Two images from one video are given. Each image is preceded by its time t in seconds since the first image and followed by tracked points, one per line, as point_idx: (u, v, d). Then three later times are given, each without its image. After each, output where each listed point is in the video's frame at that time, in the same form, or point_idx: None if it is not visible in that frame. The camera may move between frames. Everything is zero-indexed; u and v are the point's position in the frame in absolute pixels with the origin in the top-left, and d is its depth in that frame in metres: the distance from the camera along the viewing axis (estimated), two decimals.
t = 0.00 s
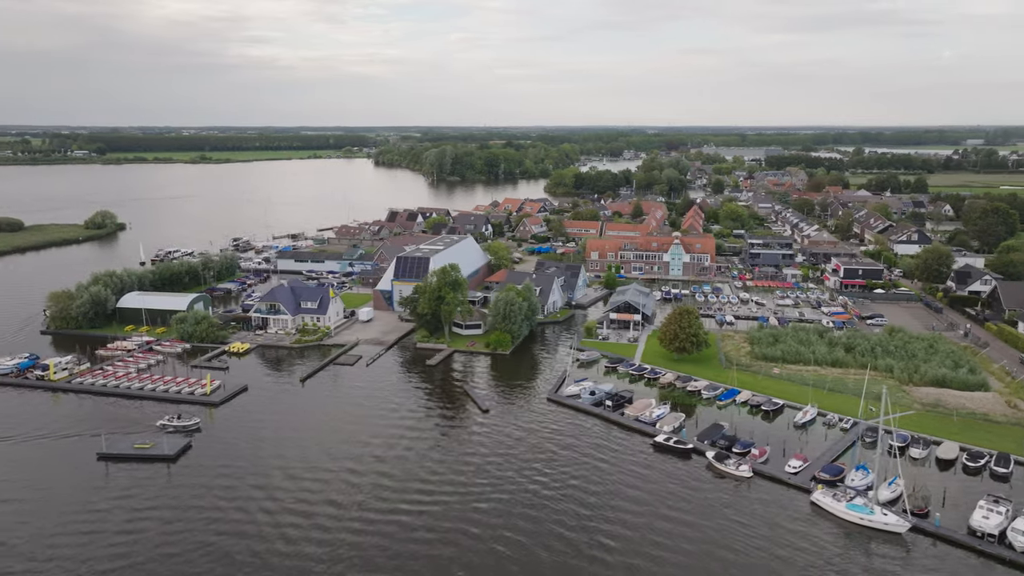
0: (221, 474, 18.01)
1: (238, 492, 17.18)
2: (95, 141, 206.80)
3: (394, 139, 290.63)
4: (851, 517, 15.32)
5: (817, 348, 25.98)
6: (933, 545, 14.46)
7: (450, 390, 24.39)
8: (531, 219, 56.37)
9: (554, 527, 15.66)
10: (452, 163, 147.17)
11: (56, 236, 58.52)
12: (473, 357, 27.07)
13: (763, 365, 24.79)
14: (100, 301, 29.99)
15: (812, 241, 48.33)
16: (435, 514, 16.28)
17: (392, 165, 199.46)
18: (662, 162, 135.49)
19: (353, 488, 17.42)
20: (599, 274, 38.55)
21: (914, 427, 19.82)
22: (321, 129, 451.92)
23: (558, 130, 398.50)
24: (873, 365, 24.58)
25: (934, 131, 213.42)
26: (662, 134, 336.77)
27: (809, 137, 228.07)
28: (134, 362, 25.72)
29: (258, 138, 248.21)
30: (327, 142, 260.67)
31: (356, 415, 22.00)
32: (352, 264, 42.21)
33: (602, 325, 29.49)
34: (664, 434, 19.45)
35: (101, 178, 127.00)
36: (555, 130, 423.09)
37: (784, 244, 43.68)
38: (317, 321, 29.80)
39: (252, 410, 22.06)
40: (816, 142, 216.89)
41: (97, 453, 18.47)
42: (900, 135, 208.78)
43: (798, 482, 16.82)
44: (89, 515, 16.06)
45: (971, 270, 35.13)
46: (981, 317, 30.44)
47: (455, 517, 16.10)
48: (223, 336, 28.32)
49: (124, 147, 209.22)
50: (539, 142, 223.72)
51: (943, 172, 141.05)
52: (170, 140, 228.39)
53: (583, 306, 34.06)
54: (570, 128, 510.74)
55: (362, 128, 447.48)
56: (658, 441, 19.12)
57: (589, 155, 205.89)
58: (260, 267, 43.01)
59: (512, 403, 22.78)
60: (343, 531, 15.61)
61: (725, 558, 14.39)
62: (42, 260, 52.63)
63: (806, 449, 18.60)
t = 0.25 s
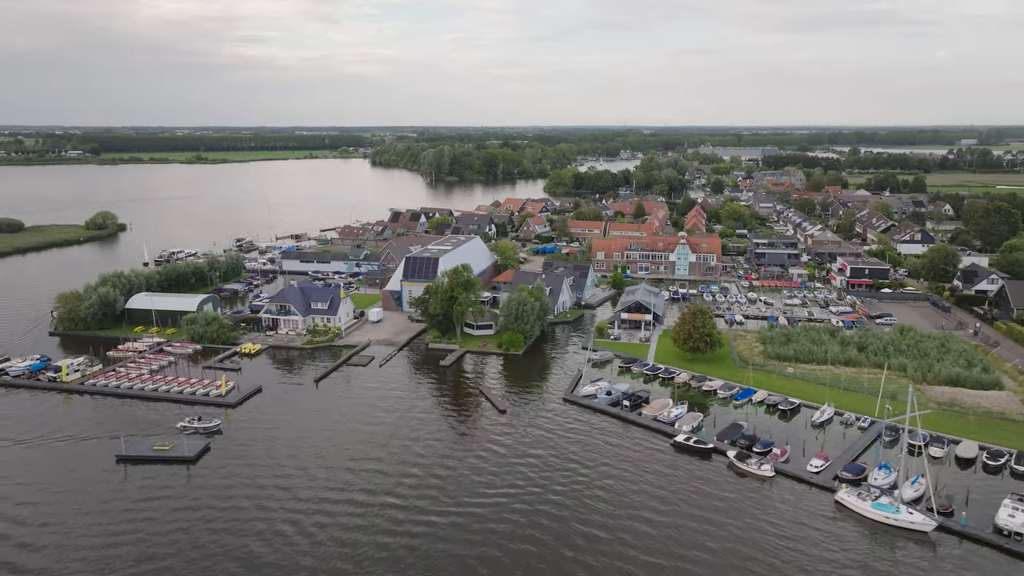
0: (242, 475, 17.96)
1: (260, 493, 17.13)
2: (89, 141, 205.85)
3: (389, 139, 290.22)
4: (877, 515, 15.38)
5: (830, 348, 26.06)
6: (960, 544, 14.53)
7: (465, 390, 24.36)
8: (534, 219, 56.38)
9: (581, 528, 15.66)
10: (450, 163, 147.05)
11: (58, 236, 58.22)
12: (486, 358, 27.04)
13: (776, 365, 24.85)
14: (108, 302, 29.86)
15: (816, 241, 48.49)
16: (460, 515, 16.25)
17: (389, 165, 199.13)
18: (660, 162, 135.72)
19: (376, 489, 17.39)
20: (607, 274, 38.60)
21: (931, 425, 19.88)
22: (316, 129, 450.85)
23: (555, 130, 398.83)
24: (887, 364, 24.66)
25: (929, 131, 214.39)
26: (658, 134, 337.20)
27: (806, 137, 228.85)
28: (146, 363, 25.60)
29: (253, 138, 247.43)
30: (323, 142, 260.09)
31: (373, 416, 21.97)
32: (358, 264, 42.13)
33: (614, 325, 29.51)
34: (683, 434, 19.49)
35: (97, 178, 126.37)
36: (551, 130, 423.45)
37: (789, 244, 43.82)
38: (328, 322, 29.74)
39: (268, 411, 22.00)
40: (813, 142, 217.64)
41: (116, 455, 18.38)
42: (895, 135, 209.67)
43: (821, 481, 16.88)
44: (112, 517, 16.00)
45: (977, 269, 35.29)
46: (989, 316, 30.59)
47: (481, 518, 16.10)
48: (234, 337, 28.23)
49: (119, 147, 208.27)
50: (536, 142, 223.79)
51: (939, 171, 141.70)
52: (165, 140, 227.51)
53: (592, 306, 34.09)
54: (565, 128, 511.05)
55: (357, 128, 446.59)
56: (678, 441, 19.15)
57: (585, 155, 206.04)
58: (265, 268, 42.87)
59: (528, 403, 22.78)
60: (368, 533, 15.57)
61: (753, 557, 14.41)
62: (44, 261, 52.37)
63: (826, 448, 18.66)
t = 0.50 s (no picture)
0: (266, 477, 17.88)
1: (286, 495, 17.05)
2: (82, 142, 204.68)
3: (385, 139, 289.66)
4: (906, 514, 15.45)
5: (844, 347, 26.14)
6: (990, 542, 14.63)
7: (481, 391, 24.34)
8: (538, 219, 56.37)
9: (611, 529, 15.66)
10: (447, 163, 146.82)
11: (58, 237, 57.89)
12: (500, 358, 27.00)
13: (791, 364, 24.93)
14: (119, 303, 29.71)
15: (820, 240, 48.63)
16: (489, 517, 16.22)
17: (385, 165, 198.67)
18: (658, 161, 135.89)
19: (402, 491, 17.35)
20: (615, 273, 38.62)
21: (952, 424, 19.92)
22: (311, 129, 449.58)
23: (550, 130, 399.06)
24: (901, 363, 24.75)
25: (923, 130, 215.18)
26: (653, 134, 337.68)
27: (801, 137, 229.80)
28: (160, 364, 25.46)
29: (248, 138, 246.51)
30: (318, 142, 259.30)
31: (392, 417, 21.94)
32: (364, 265, 42.05)
33: (626, 325, 29.52)
34: (705, 434, 19.52)
35: (92, 178, 125.61)
36: (545, 130, 423.93)
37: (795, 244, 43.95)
38: (339, 323, 29.64)
39: (286, 413, 21.93)
40: (808, 142, 218.49)
41: (138, 457, 18.28)
42: (888, 135, 210.49)
43: (847, 480, 16.92)
44: (139, 520, 15.90)
45: (983, 268, 35.48)
46: (998, 315, 30.76)
47: (510, 520, 16.08)
48: (246, 339, 28.13)
49: (113, 147, 207.13)
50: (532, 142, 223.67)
51: (935, 171, 142.35)
52: (159, 140, 226.66)
53: (602, 306, 34.11)
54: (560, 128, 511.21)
55: (352, 128, 445.48)
56: (701, 441, 19.19)
57: (581, 155, 206.14)
58: (271, 269, 42.73)
59: (547, 404, 22.77)
60: (398, 535, 15.52)
61: (785, 557, 14.43)
62: (45, 262, 52.06)
63: (848, 447, 18.69)
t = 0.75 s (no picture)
0: (288, 479, 17.80)
1: (308, 497, 16.98)
2: (77, 142, 203.54)
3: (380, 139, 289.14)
4: (931, 513, 15.51)
5: (856, 346, 26.22)
6: (1015, 540, 14.73)
7: (495, 392, 24.32)
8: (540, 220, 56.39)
9: (638, 530, 15.65)
10: (445, 164, 146.69)
11: (58, 237, 57.54)
12: (512, 359, 26.98)
13: (804, 363, 25.01)
14: (127, 304, 29.55)
15: (823, 240, 48.80)
16: (514, 519, 16.19)
17: (382, 165, 198.27)
18: (655, 161, 136.08)
19: (425, 493, 17.29)
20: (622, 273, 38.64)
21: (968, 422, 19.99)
22: (306, 129, 448.36)
23: (546, 130, 399.37)
24: (914, 362, 24.84)
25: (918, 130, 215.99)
26: (648, 134, 338.11)
27: (796, 137, 230.72)
28: (172, 366, 25.32)
29: (243, 138, 245.71)
30: (313, 142, 258.58)
31: (409, 417, 21.91)
32: (370, 265, 41.96)
33: (637, 325, 29.54)
34: (724, 433, 19.55)
35: (88, 179, 124.90)
36: (541, 130, 424.06)
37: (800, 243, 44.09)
38: (349, 323, 29.56)
39: (302, 414, 21.86)
40: (804, 142, 219.31)
41: (157, 459, 18.18)
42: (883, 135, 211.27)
43: (869, 479, 16.98)
44: (163, 522, 15.81)
45: (989, 267, 35.67)
46: (1006, 314, 30.94)
47: (536, 522, 16.03)
48: (257, 340, 28.01)
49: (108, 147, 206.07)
50: (528, 142, 223.63)
51: (931, 170, 142.93)
52: (154, 140, 225.66)
53: (610, 306, 34.13)
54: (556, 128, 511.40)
55: (347, 128, 444.51)
56: (720, 440, 19.22)
57: (578, 155, 206.25)
58: (276, 269, 42.61)
59: (563, 404, 22.77)
60: (424, 538, 15.49)
61: (814, 557, 14.45)
62: (46, 262, 51.73)
63: (868, 445, 18.74)
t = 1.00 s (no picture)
0: (313, 479, 17.73)
1: (336, 498, 16.93)
2: (70, 142, 202.15)
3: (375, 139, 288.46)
4: (958, 511, 15.64)
5: (869, 345, 26.35)
6: None
7: (512, 392, 24.32)
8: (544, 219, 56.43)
9: (668, 530, 15.68)
10: (443, 163, 146.52)
11: (58, 238, 57.13)
12: (526, 359, 26.97)
13: (818, 362, 25.12)
14: (137, 305, 29.32)
15: (827, 239, 49.02)
16: (543, 519, 16.24)
17: (378, 165, 197.76)
18: (653, 161, 136.27)
19: (452, 494, 17.28)
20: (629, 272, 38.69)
21: (986, 420, 20.09)
22: (300, 129, 446.91)
23: (541, 130, 399.30)
24: (927, 360, 24.98)
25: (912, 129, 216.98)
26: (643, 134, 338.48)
27: (791, 136, 231.44)
28: (186, 367, 25.18)
29: (238, 138, 244.69)
30: (308, 142, 257.73)
31: (428, 418, 21.91)
32: (376, 266, 41.86)
33: (649, 325, 29.59)
34: (746, 432, 19.60)
35: (83, 179, 124.01)
36: (536, 130, 424.13)
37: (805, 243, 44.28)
38: (361, 324, 29.49)
39: (321, 415, 21.80)
40: (798, 142, 220.17)
41: (179, 461, 18.09)
42: (877, 135, 212.15)
43: (893, 477, 17.09)
44: (193, 522, 15.74)
45: (994, 266, 35.92)
46: (1014, 312, 31.17)
47: (566, 523, 16.05)
48: (270, 340, 27.89)
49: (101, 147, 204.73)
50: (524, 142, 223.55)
51: (926, 170, 143.63)
52: (148, 140, 224.39)
53: (620, 306, 34.18)
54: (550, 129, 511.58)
55: (341, 128, 443.32)
56: (741, 439, 19.28)
57: (574, 155, 206.37)
58: (281, 270, 42.45)
59: (581, 404, 22.79)
60: (455, 538, 15.51)
61: (846, 555, 14.54)
62: (46, 263, 51.33)
63: (889, 444, 18.85)
